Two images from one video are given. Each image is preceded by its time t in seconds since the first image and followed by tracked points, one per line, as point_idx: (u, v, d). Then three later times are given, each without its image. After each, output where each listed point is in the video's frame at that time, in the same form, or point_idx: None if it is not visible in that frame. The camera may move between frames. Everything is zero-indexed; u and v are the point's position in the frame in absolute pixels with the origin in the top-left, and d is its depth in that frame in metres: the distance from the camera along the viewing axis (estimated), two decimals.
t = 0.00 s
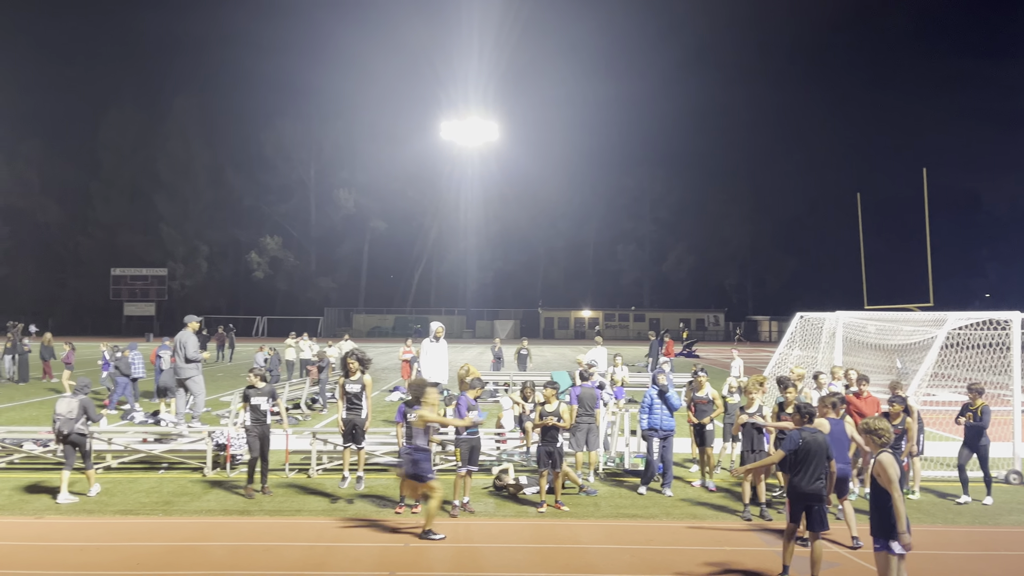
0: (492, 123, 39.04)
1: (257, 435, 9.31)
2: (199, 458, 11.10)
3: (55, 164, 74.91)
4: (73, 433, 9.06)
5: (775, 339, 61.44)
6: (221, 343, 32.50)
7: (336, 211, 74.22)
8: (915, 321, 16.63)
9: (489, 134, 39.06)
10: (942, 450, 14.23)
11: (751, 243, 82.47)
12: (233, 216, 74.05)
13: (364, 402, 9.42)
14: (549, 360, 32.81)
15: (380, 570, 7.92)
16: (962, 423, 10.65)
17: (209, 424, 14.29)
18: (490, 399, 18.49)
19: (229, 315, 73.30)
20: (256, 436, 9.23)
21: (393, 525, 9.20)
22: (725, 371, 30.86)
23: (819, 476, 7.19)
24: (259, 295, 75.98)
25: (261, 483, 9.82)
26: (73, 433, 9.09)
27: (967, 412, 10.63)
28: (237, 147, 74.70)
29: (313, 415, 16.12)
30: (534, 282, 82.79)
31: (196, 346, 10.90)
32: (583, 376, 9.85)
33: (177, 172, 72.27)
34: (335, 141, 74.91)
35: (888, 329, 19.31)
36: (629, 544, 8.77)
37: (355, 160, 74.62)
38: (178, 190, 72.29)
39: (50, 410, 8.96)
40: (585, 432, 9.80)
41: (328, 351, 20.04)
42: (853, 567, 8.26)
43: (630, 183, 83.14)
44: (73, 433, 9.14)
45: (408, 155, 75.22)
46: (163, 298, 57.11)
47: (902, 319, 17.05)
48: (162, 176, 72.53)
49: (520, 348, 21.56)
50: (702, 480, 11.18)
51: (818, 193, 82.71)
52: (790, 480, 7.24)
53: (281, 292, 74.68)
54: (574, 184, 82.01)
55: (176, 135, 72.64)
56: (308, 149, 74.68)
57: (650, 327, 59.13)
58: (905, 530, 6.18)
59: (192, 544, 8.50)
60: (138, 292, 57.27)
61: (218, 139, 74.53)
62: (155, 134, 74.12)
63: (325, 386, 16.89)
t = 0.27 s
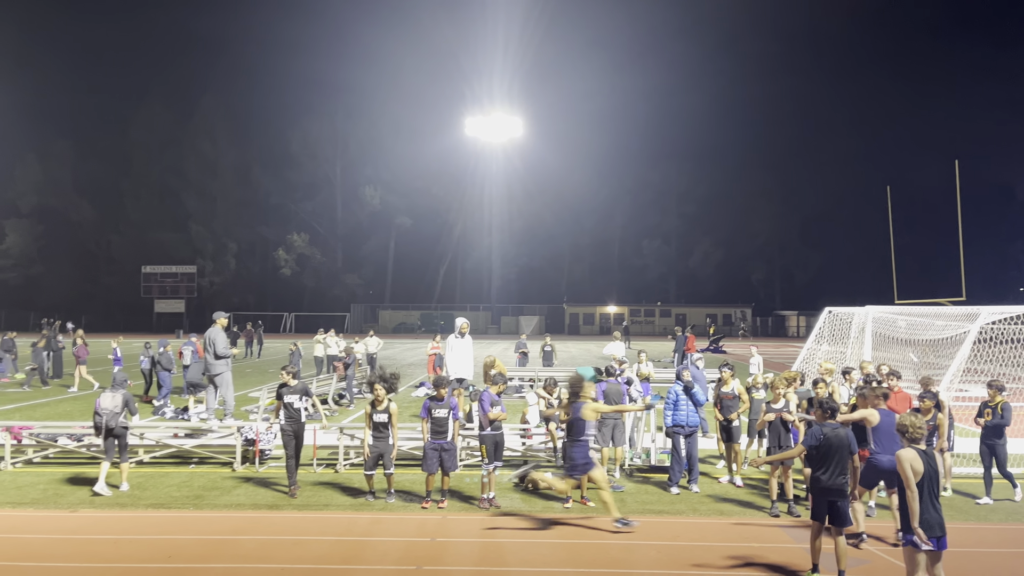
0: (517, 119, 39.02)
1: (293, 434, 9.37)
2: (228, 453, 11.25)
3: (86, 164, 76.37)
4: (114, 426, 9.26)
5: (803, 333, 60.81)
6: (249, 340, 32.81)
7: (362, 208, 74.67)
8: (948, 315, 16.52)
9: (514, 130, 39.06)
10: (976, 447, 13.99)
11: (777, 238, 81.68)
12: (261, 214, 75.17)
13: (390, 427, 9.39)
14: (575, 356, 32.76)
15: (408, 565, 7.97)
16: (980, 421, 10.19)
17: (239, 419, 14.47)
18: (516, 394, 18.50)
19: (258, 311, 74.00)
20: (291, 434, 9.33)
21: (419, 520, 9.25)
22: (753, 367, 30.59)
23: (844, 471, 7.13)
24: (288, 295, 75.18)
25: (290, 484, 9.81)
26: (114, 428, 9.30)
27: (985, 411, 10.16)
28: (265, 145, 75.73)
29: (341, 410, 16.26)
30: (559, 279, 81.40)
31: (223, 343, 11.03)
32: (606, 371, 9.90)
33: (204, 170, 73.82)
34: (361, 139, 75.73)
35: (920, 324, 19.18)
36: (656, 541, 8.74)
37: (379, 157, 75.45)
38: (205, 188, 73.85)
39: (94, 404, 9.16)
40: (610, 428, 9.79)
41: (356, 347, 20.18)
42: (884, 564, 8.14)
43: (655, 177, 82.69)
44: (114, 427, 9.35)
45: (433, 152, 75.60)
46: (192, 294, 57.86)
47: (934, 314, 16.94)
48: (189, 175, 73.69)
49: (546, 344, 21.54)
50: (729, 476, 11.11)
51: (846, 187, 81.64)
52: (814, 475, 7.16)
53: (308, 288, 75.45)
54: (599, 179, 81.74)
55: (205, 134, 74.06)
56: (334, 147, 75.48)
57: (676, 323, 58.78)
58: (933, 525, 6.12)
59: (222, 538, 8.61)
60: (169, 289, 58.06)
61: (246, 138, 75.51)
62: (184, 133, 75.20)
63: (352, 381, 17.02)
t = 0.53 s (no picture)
0: (543, 112, 38.86)
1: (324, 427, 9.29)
2: (259, 446, 11.39)
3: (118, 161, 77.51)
4: (153, 416, 9.53)
5: (833, 327, 60.06)
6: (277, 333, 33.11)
7: (388, 202, 75.00)
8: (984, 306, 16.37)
9: (540, 123, 38.90)
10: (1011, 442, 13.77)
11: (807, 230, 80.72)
12: (289, 209, 75.32)
13: (419, 402, 9.45)
14: (601, 350, 32.66)
15: (435, 557, 8.03)
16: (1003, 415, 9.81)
17: (268, 412, 14.61)
18: (542, 388, 18.50)
19: (286, 306, 74.63)
20: (323, 427, 9.28)
21: (447, 513, 9.30)
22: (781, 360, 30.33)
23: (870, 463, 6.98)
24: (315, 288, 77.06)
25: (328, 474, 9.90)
26: (153, 417, 9.57)
27: (1008, 405, 9.79)
28: (292, 141, 76.31)
29: (368, 404, 16.37)
30: (586, 272, 81.06)
31: (254, 337, 11.13)
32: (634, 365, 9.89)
33: (234, 167, 73.58)
34: (386, 134, 76.11)
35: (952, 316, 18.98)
36: (684, 534, 8.69)
37: (406, 151, 75.77)
38: (235, 185, 73.52)
39: (135, 396, 9.40)
40: (639, 421, 9.76)
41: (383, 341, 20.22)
42: (915, 558, 8.02)
43: (683, 170, 81.70)
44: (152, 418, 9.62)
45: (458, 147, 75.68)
46: (222, 290, 58.63)
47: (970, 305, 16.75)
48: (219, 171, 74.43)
49: (572, 337, 21.50)
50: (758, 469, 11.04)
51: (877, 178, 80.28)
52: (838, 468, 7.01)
53: (335, 283, 76.01)
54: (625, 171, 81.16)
55: (234, 131, 74.21)
56: (360, 142, 75.88)
57: (703, 316, 58.42)
58: (968, 520, 6.02)
59: (253, 529, 8.71)
60: (199, 285, 58.86)
61: (274, 134, 76.11)
62: (214, 131, 76.01)
63: (379, 375, 17.16)
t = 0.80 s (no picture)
0: (569, 104, 38.61)
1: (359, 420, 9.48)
2: (290, 439, 11.51)
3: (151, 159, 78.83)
4: (183, 409, 9.69)
5: (865, 319, 59.22)
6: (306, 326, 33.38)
7: (415, 196, 75.25)
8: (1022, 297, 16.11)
9: (567, 115, 38.63)
10: None
11: (838, 220, 79.49)
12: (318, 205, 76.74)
13: (448, 394, 9.49)
14: (630, 343, 32.50)
15: (463, 549, 8.08)
16: None
17: (298, 405, 14.74)
18: (570, 381, 18.46)
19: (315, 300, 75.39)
20: (358, 420, 9.43)
21: (474, 506, 9.34)
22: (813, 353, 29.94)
23: (902, 454, 6.88)
24: (344, 283, 77.46)
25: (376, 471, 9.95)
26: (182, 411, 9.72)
27: None
28: (320, 136, 76.99)
29: (396, 398, 16.45)
30: (612, 266, 81.48)
31: (283, 330, 11.20)
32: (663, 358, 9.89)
33: (263, 164, 75.24)
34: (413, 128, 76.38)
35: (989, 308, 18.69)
36: (712, 527, 8.65)
37: (432, 145, 75.83)
38: (263, 181, 75.24)
39: (166, 389, 9.55)
40: (667, 415, 9.71)
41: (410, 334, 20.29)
42: (951, 554, 7.88)
43: (712, 161, 80.80)
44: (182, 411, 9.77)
45: (485, 139, 75.63)
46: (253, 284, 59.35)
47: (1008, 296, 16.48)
48: (249, 167, 75.22)
49: (600, 330, 21.44)
50: (788, 464, 10.92)
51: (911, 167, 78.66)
52: (871, 459, 6.93)
53: (364, 277, 76.59)
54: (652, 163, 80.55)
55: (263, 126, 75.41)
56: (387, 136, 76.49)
57: (733, 308, 57.88)
58: (1007, 514, 5.91)
59: (283, 521, 8.81)
60: (230, 279, 59.61)
61: (303, 130, 77.06)
62: (244, 127, 76.78)
63: (407, 368, 17.23)
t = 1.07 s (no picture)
0: (598, 98, 38.32)
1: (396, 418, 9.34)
2: (322, 433, 11.65)
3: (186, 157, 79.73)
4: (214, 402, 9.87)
5: (901, 313, 58.36)
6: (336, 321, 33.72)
7: (445, 192, 75.52)
8: None
9: (596, 109, 38.34)
10: None
11: (873, 213, 78.42)
12: (349, 202, 77.27)
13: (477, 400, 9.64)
14: (659, 338, 32.29)
15: (493, 543, 8.10)
16: None
17: (330, 399, 14.89)
18: (600, 376, 18.41)
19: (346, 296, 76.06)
20: (400, 416, 9.28)
21: (504, 500, 9.36)
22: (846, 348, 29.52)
23: (948, 451, 6.80)
24: (374, 279, 78.01)
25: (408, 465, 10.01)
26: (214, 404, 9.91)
27: None
28: (350, 134, 77.54)
29: (427, 392, 16.53)
30: (643, 261, 81.22)
31: (314, 324, 11.40)
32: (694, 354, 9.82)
33: (294, 160, 75.48)
34: (441, 124, 76.60)
35: None
36: (743, 523, 8.59)
37: (462, 141, 75.91)
38: (294, 177, 75.44)
39: (192, 382, 9.76)
40: (698, 410, 9.64)
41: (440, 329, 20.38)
42: (989, 552, 7.74)
43: (743, 154, 79.92)
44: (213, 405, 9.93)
45: (514, 134, 75.48)
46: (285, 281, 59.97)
47: None
48: (281, 164, 75.65)
49: (629, 325, 21.34)
50: (821, 459, 10.80)
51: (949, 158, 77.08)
52: (916, 453, 6.89)
53: (395, 273, 77.15)
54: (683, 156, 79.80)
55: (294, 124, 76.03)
56: (416, 131, 76.55)
57: (765, 303, 57.41)
58: None
59: (315, 514, 8.91)
60: (262, 275, 60.27)
61: (333, 127, 77.53)
62: (275, 125, 77.34)
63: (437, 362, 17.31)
